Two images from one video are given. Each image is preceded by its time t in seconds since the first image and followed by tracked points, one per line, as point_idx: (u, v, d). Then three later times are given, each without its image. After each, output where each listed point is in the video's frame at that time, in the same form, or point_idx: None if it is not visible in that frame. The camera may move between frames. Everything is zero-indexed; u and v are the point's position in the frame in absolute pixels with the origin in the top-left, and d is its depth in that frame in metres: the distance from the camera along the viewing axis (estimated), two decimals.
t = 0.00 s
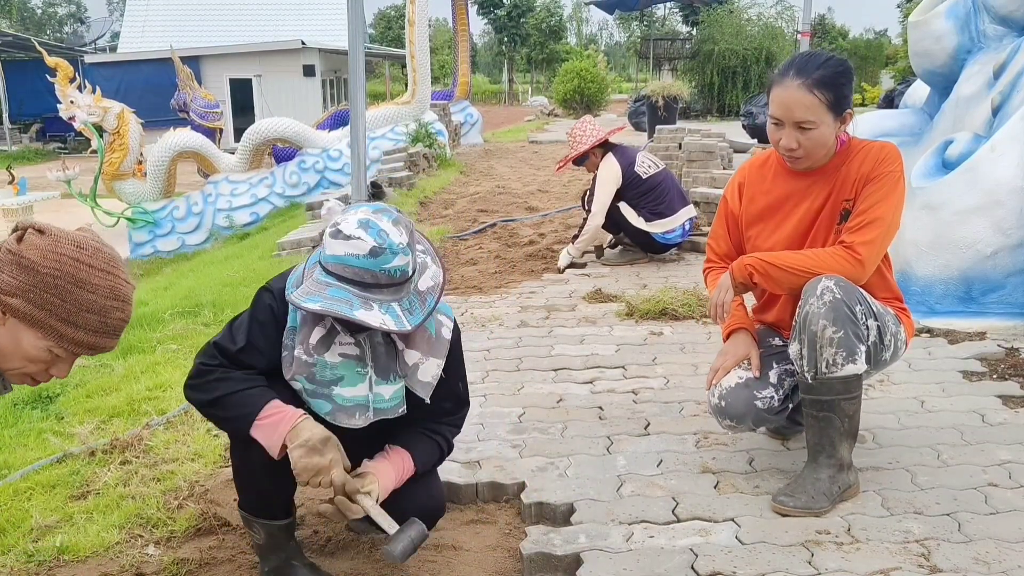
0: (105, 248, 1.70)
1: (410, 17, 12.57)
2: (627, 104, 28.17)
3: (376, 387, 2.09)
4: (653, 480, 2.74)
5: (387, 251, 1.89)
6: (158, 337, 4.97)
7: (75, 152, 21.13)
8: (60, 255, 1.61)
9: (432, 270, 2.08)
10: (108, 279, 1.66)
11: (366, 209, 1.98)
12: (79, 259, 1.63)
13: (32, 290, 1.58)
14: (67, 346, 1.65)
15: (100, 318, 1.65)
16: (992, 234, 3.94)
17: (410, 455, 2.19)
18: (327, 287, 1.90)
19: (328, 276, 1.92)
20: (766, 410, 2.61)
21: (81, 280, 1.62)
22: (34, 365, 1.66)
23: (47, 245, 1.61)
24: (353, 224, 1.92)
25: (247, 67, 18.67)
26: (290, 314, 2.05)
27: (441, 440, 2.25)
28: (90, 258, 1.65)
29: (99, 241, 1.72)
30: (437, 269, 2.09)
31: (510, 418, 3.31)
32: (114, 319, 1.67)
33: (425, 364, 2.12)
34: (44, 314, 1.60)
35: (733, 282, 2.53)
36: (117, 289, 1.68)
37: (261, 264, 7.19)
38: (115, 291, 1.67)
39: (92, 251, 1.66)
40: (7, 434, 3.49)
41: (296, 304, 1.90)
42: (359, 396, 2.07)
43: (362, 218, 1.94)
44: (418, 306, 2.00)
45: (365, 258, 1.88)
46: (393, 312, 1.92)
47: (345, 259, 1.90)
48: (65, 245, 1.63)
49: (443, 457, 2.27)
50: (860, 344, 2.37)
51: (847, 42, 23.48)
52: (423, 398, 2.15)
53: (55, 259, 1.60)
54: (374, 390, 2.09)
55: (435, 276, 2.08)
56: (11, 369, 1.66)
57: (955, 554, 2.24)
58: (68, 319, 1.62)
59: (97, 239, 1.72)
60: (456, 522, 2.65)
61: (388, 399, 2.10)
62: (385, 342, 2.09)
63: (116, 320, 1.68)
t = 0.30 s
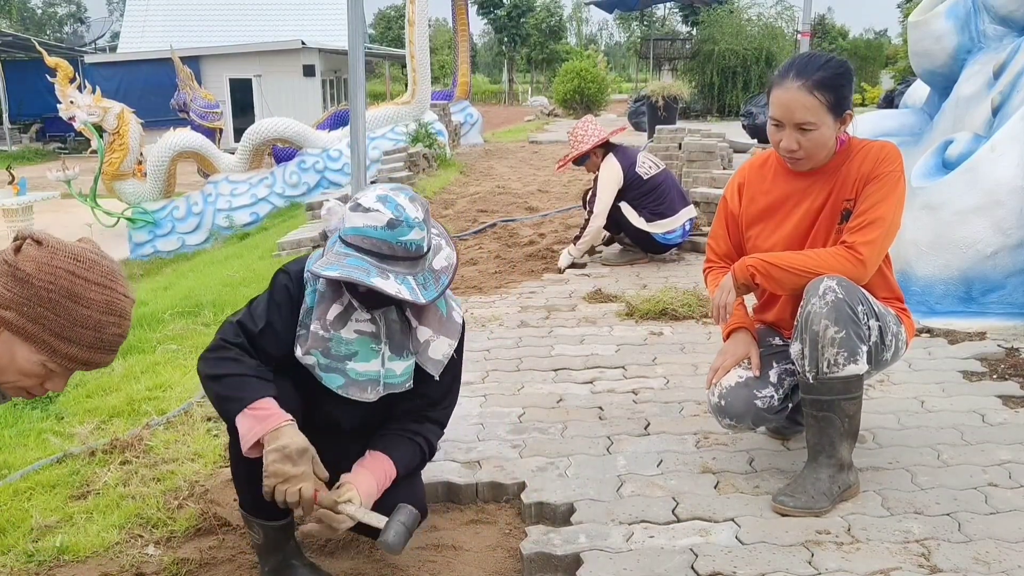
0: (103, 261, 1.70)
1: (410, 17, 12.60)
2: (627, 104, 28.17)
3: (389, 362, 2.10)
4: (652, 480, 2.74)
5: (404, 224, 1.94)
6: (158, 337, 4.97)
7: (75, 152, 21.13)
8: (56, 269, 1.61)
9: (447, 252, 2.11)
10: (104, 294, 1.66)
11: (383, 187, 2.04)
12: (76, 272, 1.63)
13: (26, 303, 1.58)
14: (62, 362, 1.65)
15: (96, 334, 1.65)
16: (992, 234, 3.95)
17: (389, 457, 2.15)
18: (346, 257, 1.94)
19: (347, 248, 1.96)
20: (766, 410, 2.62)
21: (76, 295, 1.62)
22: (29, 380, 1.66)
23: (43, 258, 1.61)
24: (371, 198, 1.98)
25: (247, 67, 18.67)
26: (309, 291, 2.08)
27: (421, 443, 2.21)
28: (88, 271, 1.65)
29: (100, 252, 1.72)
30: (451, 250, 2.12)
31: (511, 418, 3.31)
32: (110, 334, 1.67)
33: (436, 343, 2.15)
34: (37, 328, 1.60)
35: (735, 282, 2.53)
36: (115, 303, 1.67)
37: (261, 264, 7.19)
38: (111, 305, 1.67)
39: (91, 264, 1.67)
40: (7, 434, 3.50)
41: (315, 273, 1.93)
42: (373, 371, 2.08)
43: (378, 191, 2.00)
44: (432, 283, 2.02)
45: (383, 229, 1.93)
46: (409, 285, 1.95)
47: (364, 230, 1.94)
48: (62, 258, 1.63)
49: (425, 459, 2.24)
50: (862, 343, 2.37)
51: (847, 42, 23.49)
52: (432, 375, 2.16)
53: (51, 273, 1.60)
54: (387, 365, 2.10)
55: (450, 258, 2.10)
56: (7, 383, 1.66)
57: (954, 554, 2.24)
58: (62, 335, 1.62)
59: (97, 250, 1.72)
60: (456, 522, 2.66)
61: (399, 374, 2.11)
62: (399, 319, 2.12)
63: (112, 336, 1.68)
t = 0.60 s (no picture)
0: (105, 274, 1.69)
1: (410, 17, 12.61)
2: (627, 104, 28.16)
3: (364, 360, 2.11)
4: (652, 480, 2.74)
5: (377, 219, 1.93)
6: (158, 337, 4.97)
7: (75, 152, 21.13)
8: (56, 284, 1.61)
9: (419, 250, 2.10)
10: (106, 308, 1.65)
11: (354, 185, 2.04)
12: (77, 285, 1.63)
13: (26, 319, 1.59)
14: (64, 376, 1.65)
15: (96, 348, 1.64)
16: (992, 234, 3.95)
17: (397, 474, 2.09)
18: (318, 253, 1.93)
19: (319, 244, 1.95)
20: (765, 407, 2.61)
21: (77, 310, 1.61)
22: (33, 394, 1.67)
23: (44, 273, 1.61)
24: (344, 193, 1.98)
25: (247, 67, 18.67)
26: (279, 298, 2.08)
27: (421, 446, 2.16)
28: (89, 285, 1.64)
29: (104, 265, 1.72)
30: (422, 250, 2.10)
31: (510, 418, 3.31)
32: (111, 348, 1.67)
33: (411, 340, 2.13)
34: (37, 343, 1.60)
35: (737, 281, 2.54)
36: (117, 316, 1.67)
37: (261, 264, 7.19)
38: (112, 320, 1.66)
39: (93, 277, 1.66)
40: (7, 434, 3.50)
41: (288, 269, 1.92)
42: (346, 370, 2.10)
43: (349, 187, 2.00)
44: (403, 282, 2.00)
45: (355, 223, 1.93)
46: (381, 281, 1.94)
47: (336, 226, 1.94)
48: (63, 272, 1.63)
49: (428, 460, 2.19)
50: (864, 343, 2.37)
51: (847, 42, 23.48)
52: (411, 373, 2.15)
53: (51, 288, 1.60)
54: (363, 362, 2.11)
55: (420, 256, 2.09)
56: (12, 396, 1.67)
57: (955, 555, 2.24)
58: (63, 350, 1.62)
59: (101, 264, 1.72)
60: (456, 522, 2.65)
61: (377, 371, 2.12)
62: (372, 319, 2.12)
63: (114, 349, 1.68)
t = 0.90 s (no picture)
0: (106, 290, 1.69)
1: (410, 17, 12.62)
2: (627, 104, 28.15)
3: (318, 402, 2.13)
4: (653, 480, 2.74)
5: (343, 263, 1.90)
6: (158, 337, 4.96)
7: (75, 152, 21.12)
8: (57, 301, 1.61)
9: (369, 282, 2.09)
10: (107, 325, 1.65)
11: (308, 223, 1.99)
12: (77, 302, 1.63)
13: (27, 336, 1.59)
14: (66, 393, 1.66)
15: (96, 365, 1.65)
16: (992, 234, 3.95)
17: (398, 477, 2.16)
18: (281, 302, 1.87)
19: (279, 288, 1.89)
20: (765, 407, 2.62)
21: (78, 328, 1.62)
22: (35, 409, 1.67)
23: (44, 290, 1.61)
24: (306, 236, 1.92)
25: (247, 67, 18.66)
26: (222, 345, 2.00)
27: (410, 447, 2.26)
28: (89, 301, 1.65)
29: (105, 281, 1.72)
30: (374, 281, 2.09)
31: (510, 418, 3.31)
32: (112, 365, 1.67)
33: (364, 373, 2.15)
34: (39, 361, 1.60)
35: (739, 283, 2.53)
36: (117, 333, 1.67)
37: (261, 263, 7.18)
38: (114, 336, 1.66)
39: (93, 293, 1.66)
40: (7, 434, 3.50)
41: (251, 320, 1.85)
42: (296, 416, 2.11)
43: (310, 228, 1.96)
44: (361, 320, 1.99)
45: (321, 269, 1.88)
46: (347, 325, 1.92)
47: (301, 273, 1.88)
48: (64, 289, 1.63)
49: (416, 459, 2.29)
50: (866, 344, 2.37)
51: (847, 42, 23.47)
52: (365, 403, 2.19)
53: (52, 305, 1.60)
54: (315, 406, 2.13)
55: (372, 289, 2.07)
56: (13, 410, 1.67)
57: (955, 554, 2.24)
58: (64, 367, 1.62)
59: (103, 279, 1.72)
60: (455, 522, 2.65)
61: (331, 413, 2.15)
62: (323, 358, 2.11)
63: (115, 366, 1.68)
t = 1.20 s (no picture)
0: (96, 299, 1.69)
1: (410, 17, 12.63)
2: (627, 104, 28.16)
3: (296, 429, 2.12)
4: (652, 480, 2.74)
5: (321, 294, 1.90)
6: (158, 337, 4.97)
7: (75, 152, 21.13)
8: (44, 310, 1.61)
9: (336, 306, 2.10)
10: (95, 334, 1.65)
11: (277, 252, 1.95)
12: (64, 311, 1.62)
13: (14, 345, 1.59)
14: (54, 402, 1.66)
15: (84, 374, 1.64)
16: (992, 234, 3.94)
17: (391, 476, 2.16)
18: (260, 340, 1.85)
19: (254, 326, 1.87)
20: (767, 408, 2.62)
21: (64, 337, 1.61)
22: (25, 417, 1.67)
23: (32, 298, 1.61)
24: (279, 269, 1.88)
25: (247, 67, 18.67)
26: (194, 392, 1.94)
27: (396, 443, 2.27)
28: (77, 310, 1.64)
29: (96, 290, 1.71)
30: (339, 303, 2.10)
31: (510, 418, 3.31)
32: (100, 375, 1.66)
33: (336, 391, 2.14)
34: (25, 370, 1.60)
35: (741, 282, 2.54)
36: (105, 341, 1.67)
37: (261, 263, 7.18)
38: (102, 345, 1.66)
39: (81, 302, 1.66)
40: (7, 434, 3.50)
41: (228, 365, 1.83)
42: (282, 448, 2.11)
43: (280, 258, 1.92)
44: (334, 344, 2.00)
45: (300, 302, 1.87)
46: (328, 355, 1.92)
47: (279, 308, 1.86)
48: (52, 297, 1.63)
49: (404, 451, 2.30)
50: (868, 344, 2.37)
51: (847, 42, 23.46)
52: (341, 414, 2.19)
53: (39, 314, 1.60)
54: (294, 433, 2.12)
55: (339, 312, 2.08)
56: (4, 419, 1.68)
57: (955, 554, 2.24)
58: (51, 377, 1.62)
59: (93, 288, 1.71)
60: (455, 522, 2.65)
61: (309, 435, 2.15)
62: (295, 388, 2.06)
63: (104, 375, 1.68)
